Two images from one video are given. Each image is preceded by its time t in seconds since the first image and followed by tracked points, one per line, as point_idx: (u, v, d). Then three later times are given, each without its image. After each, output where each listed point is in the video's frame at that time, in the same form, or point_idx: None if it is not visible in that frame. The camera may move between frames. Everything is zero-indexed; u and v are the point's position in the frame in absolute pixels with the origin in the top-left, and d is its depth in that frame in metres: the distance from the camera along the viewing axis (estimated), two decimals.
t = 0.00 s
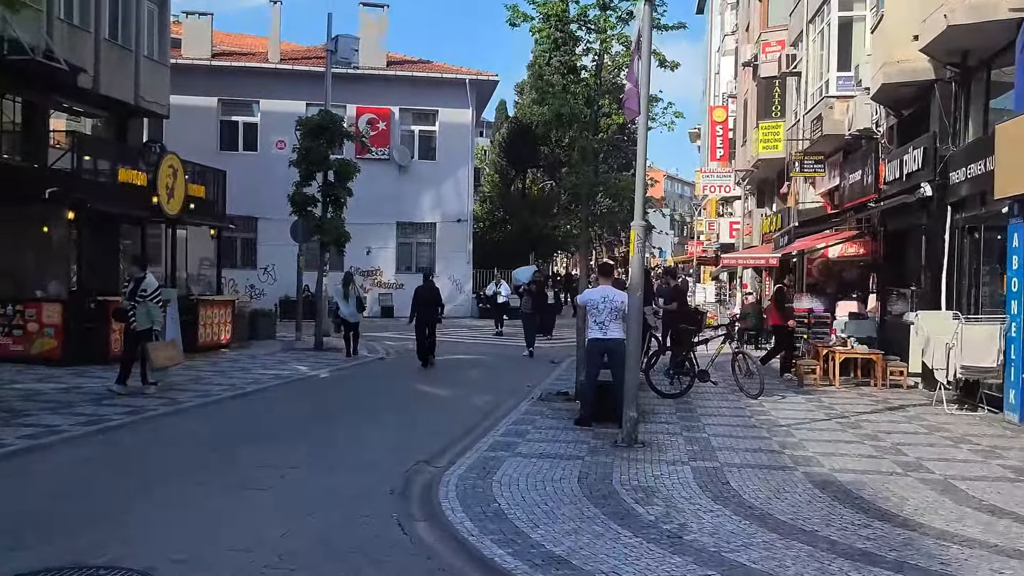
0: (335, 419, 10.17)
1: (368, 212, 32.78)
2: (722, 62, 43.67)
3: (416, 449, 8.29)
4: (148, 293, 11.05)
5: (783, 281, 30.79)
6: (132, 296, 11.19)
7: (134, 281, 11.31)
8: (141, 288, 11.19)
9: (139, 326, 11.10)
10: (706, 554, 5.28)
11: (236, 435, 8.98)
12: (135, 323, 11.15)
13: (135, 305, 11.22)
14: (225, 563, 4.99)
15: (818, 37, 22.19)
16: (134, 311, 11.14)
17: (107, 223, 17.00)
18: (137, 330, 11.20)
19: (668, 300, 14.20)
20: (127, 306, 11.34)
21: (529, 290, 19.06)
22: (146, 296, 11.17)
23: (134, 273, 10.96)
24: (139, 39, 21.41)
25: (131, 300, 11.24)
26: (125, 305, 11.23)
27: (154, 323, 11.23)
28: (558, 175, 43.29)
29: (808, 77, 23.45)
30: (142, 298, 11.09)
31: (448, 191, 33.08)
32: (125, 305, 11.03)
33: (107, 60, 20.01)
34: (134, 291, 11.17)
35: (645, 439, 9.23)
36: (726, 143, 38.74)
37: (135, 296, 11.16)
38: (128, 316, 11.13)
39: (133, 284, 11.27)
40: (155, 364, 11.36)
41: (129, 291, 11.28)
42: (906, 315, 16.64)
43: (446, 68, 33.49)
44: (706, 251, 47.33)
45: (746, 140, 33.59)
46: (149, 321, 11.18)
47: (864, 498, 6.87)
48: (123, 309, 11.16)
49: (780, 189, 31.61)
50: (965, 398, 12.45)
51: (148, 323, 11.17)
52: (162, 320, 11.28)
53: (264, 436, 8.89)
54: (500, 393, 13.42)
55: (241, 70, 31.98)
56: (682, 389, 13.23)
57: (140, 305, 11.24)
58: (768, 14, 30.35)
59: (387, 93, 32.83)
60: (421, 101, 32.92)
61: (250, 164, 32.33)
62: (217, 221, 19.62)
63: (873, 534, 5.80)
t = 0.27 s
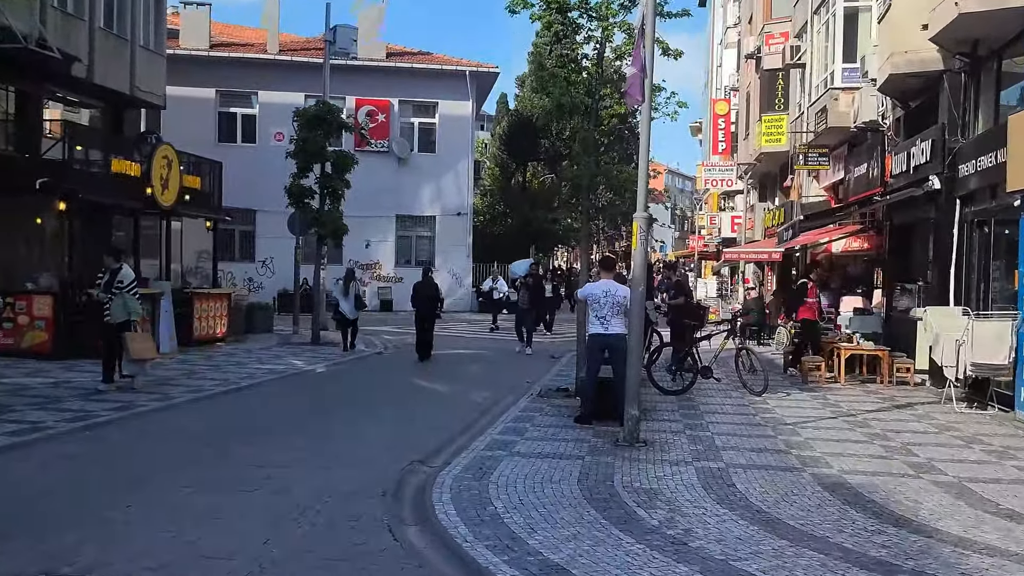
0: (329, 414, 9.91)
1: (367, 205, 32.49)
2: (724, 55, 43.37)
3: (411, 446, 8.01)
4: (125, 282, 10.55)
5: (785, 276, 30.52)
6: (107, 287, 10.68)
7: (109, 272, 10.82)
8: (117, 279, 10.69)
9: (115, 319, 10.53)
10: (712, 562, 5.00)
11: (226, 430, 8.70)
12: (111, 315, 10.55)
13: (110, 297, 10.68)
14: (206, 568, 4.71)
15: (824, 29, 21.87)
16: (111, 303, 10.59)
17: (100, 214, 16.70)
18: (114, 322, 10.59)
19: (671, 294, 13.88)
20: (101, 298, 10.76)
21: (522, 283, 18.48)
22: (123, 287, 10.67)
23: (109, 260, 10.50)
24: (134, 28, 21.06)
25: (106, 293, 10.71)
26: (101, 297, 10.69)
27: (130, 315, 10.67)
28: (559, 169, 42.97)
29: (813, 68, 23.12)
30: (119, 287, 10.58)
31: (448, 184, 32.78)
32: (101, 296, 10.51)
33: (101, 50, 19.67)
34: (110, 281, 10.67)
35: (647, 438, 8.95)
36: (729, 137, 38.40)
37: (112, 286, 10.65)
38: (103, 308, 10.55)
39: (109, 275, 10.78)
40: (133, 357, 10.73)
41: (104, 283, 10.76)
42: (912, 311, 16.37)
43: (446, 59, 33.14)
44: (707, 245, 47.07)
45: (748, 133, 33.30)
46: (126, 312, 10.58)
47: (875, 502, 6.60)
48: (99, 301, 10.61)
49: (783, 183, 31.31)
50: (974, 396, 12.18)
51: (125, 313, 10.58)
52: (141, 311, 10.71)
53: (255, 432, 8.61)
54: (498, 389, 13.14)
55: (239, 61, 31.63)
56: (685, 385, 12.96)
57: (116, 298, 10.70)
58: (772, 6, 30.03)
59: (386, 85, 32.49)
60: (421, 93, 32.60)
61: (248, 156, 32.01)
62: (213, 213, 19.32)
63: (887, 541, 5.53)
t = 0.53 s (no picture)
0: (332, 410, 9.70)
1: (373, 197, 32.28)
2: (734, 45, 42.98)
3: (415, 444, 7.79)
4: (119, 274, 10.25)
5: (796, 268, 30.24)
6: (100, 279, 10.31)
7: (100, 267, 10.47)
8: (110, 272, 10.35)
9: (109, 309, 10.11)
10: (726, 570, 4.78)
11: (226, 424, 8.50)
12: (103, 307, 10.13)
13: (102, 290, 10.29)
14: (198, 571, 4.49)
15: (837, 16, 21.51)
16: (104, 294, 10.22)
17: (103, 206, 16.50)
18: (105, 315, 10.15)
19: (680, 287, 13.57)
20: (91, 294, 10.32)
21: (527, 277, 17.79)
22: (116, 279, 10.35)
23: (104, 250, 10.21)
24: (138, 19, 20.82)
25: (97, 287, 10.34)
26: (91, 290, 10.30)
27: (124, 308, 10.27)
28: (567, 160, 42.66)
29: (826, 57, 22.77)
30: (114, 279, 10.25)
31: (455, 176, 32.55)
32: (93, 287, 10.16)
33: (104, 40, 19.44)
34: (103, 273, 10.33)
35: (657, 435, 8.72)
36: (738, 127, 38.03)
37: (105, 279, 10.30)
38: (95, 299, 10.13)
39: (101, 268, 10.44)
40: (126, 352, 10.26)
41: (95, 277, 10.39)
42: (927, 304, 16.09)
43: (453, 50, 32.86)
44: (716, 237, 46.78)
45: (758, 124, 32.97)
46: (120, 305, 10.19)
47: (895, 504, 6.36)
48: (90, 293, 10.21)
49: (793, 173, 30.99)
50: (991, 391, 11.93)
51: (118, 306, 10.18)
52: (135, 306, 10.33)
53: (254, 426, 8.40)
54: (505, 383, 12.93)
55: (245, 52, 31.39)
56: (695, 380, 12.72)
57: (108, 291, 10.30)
58: None
59: (393, 75, 32.23)
60: (428, 83, 32.34)
61: (255, 147, 31.80)
62: (218, 205, 19.13)
63: (909, 546, 5.29)
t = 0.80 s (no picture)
0: (342, 410, 9.49)
1: (387, 192, 32.09)
2: (752, 37, 42.50)
3: (427, 445, 7.58)
4: (119, 273, 9.97)
5: (814, 262, 29.84)
6: (99, 277, 10.06)
7: (100, 264, 10.18)
8: (110, 270, 10.09)
9: (107, 309, 9.85)
10: None
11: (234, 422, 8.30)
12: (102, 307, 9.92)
13: (102, 290, 10.05)
14: None
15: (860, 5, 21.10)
16: (103, 293, 9.94)
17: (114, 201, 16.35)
18: (105, 315, 9.95)
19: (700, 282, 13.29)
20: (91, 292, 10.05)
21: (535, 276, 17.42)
22: (117, 278, 10.06)
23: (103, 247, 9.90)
24: (152, 12, 20.66)
25: (97, 286, 10.06)
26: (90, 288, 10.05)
27: (122, 307, 9.98)
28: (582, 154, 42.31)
29: (848, 48, 22.36)
30: (113, 278, 9.97)
31: (469, 170, 32.29)
32: (92, 286, 9.88)
33: (118, 34, 19.28)
34: (102, 271, 10.05)
35: (677, 437, 8.46)
36: (756, 120, 37.59)
37: (105, 277, 10.03)
38: (94, 299, 9.88)
39: (100, 266, 10.16)
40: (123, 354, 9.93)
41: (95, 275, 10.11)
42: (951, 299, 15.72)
43: (468, 43, 32.59)
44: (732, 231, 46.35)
45: (776, 116, 32.56)
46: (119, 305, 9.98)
47: (928, 512, 6.08)
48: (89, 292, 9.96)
49: (813, 167, 30.53)
50: (1020, 390, 11.61)
51: (118, 306, 9.97)
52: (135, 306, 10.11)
53: (262, 424, 8.19)
54: (519, 381, 12.69)
55: (260, 46, 31.24)
56: (713, 378, 12.41)
57: (108, 290, 10.04)
58: None
59: (408, 69, 32.01)
60: (443, 77, 32.10)
61: (269, 142, 31.66)
62: (230, 201, 18.96)
63: (947, 558, 5.02)
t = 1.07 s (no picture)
0: (351, 415, 9.26)
1: (397, 190, 31.89)
2: (766, 33, 42.12)
3: (439, 451, 7.33)
4: (115, 275, 9.55)
5: (830, 260, 29.45)
6: (93, 280, 9.61)
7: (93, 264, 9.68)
8: (105, 271, 9.63)
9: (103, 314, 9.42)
10: None
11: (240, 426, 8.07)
12: (97, 311, 9.49)
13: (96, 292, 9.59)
14: None
15: None
16: (98, 297, 9.48)
17: (121, 200, 16.17)
18: (100, 319, 9.51)
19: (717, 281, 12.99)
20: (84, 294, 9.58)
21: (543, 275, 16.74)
22: (112, 280, 9.61)
23: (98, 248, 9.46)
24: (163, 10, 20.51)
25: (90, 288, 9.58)
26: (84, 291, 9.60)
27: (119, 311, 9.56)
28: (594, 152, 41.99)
29: (866, 42, 22.00)
30: (108, 280, 9.54)
31: (480, 168, 32.05)
32: (86, 290, 9.40)
33: (129, 32, 19.13)
34: (96, 273, 9.60)
35: (697, 441, 8.19)
36: (770, 117, 37.18)
37: (100, 279, 9.59)
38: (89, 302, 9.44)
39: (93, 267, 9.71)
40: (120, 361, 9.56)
41: (88, 276, 9.62)
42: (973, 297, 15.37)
43: (480, 40, 32.34)
44: (746, 229, 45.95)
45: (791, 112, 32.19)
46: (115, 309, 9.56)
47: (965, 523, 5.80)
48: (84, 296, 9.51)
49: (828, 164, 30.14)
50: None
51: (114, 309, 9.55)
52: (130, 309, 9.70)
53: (269, 428, 7.97)
54: (532, 382, 12.45)
55: (271, 44, 31.09)
56: (731, 379, 12.07)
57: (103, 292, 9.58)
58: None
59: (419, 67, 31.79)
60: (454, 75, 31.88)
61: (280, 141, 31.50)
62: (241, 200, 18.78)
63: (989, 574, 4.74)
